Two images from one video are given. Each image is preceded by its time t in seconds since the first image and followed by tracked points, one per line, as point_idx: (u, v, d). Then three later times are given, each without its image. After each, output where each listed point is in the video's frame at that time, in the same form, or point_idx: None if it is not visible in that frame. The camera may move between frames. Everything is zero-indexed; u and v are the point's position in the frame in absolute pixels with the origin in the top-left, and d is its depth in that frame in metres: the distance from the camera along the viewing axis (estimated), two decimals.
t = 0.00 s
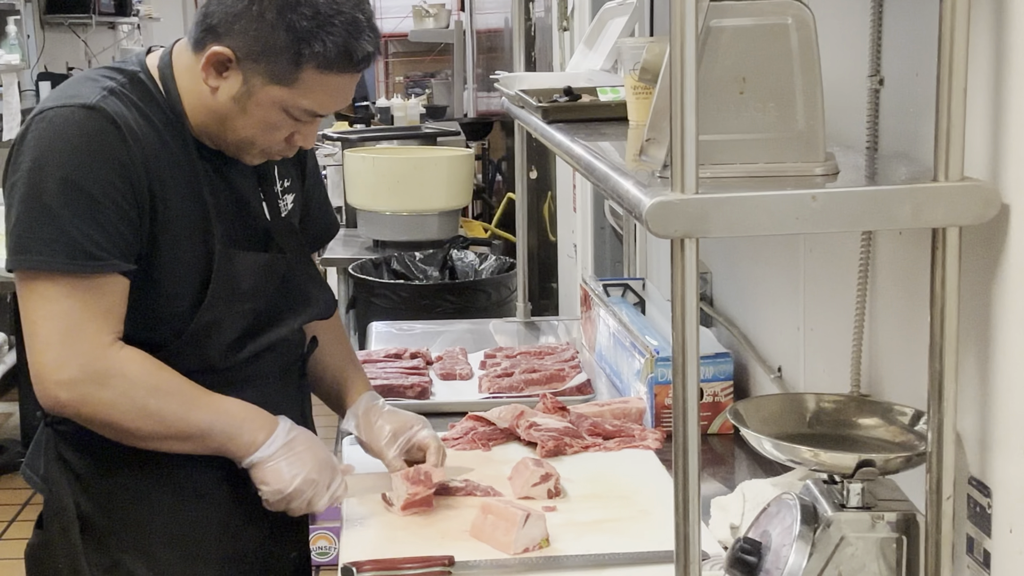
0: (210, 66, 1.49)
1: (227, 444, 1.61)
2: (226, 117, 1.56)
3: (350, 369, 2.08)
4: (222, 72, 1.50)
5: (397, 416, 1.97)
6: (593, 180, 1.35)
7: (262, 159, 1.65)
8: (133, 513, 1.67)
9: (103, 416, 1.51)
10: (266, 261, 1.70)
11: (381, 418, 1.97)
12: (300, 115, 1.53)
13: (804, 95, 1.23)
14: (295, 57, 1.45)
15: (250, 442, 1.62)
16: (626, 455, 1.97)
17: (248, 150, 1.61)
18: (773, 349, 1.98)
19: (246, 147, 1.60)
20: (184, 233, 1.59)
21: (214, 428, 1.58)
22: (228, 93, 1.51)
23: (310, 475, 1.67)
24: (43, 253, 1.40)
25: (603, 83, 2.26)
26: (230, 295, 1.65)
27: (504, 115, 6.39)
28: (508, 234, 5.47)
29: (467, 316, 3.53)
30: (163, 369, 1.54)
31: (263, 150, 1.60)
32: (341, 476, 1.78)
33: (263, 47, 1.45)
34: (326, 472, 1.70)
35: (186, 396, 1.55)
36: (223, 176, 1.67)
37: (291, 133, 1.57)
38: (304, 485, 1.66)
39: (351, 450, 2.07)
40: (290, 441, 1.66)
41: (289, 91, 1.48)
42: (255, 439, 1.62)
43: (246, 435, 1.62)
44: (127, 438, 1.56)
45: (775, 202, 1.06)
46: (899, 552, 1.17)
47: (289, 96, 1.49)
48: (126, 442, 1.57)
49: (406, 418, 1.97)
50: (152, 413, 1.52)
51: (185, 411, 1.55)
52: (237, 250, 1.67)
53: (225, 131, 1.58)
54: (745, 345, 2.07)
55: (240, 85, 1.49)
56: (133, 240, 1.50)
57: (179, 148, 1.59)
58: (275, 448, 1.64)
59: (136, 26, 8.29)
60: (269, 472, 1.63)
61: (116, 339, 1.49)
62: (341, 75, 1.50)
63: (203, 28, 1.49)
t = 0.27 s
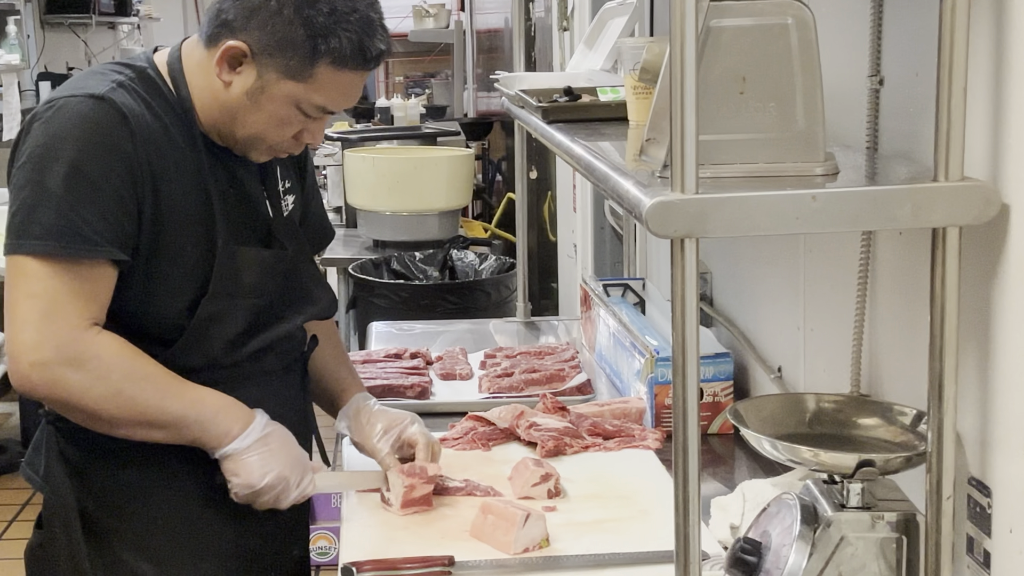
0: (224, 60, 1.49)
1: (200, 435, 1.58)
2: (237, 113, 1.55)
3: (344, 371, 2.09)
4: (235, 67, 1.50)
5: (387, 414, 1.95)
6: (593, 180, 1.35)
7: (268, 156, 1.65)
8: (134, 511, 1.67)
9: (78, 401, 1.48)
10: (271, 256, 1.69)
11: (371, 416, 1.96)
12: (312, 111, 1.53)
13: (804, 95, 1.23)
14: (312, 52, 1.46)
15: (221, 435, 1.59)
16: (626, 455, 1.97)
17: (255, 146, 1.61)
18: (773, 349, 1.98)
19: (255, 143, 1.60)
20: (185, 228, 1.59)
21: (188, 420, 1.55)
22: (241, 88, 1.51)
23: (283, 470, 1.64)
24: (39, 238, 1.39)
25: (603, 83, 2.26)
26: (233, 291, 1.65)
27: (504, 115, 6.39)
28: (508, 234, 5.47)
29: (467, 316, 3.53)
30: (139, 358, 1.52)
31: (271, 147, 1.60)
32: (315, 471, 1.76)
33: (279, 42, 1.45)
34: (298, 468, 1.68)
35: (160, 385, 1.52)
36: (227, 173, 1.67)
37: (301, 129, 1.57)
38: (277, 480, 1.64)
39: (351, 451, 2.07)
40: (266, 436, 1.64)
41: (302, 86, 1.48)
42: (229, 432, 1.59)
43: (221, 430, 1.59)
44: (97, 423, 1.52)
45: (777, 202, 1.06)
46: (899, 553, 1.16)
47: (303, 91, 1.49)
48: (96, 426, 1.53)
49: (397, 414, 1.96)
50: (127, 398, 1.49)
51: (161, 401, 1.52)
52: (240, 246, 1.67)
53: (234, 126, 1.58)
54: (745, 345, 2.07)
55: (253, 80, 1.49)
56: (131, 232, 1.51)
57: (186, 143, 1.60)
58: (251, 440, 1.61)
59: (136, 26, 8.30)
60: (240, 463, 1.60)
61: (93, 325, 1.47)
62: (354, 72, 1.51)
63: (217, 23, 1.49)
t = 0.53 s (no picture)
0: (222, 57, 1.50)
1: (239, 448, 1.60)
2: (236, 109, 1.56)
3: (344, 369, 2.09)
4: (233, 63, 1.50)
5: (388, 420, 1.96)
6: (593, 180, 1.35)
7: (266, 154, 1.66)
8: (133, 510, 1.67)
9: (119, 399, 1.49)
10: (270, 254, 1.69)
11: (371, 422, 1.97)
12: (310, 108, 1.53)
13: (804, 95, 1.23)
14: (310, 48, 1.47)
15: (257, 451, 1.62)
16: (626, 455, 1.97)
17: (253, 143, 1.61)
18: (773, 349, 1.98)
19: (252, 140, 1.60)
20: (197, 225, 1.60)
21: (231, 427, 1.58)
22: (239, 84, 1.51)
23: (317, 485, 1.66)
24: (68, 237, 1.41)
25: (602, 83, 2.26)
26: (230, 289, 1.65)
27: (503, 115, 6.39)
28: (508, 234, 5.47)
29: (467, 315, 3.53)
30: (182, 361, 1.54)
31: (269, 144, 1.60)
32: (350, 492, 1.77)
33: (278, 38, 1.46)
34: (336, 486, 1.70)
35: (209, 393, 1.56)
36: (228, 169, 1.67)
37: (298, 126, 1.57)
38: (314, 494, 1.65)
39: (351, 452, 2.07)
40: (298, 453, 1.67)
41: (301, 81, 1.49)
42: (265, 448, 1.63)
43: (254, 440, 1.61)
44: (143, 430, 1.54)
45: (776, 202, 1.06)
46: (899, 552, 1.16)
47: (300, 87, 1.50)
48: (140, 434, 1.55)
49: (398, 418, 1.97)
50: (178, 402, 1.52)
51: (207, 406, 1.55)
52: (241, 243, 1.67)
53: (233, 122, 1.58)
54: (745, 345, 2.07)
55: (251, 76, 1.50)
56: (150, 226, 1.51)
57: (193, 141, 1.60)
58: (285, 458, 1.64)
59: (136, 26, 8.30)
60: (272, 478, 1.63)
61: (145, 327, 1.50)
62: (351, 69, 1.52)
63: (216, 20, 1.49)
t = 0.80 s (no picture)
0: (215, 55, 1.50)
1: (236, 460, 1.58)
2: (229, 107, 1.55)
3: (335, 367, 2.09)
4: (226, 61, 1.50)
5: (384, 425, 1.96)
6: (593, 180, 1.35)
7: (260, 151, 1.66)
8: (132, 509, 1.67)
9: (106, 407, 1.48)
10: (262, 254, 1.69)
11: (366, 426, 1.97)
12: (304, 105, 1.53)
13: (804, 94, 1.23)
14: (303, 44, 1.47)
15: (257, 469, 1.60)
16: (626, 455, 1.97)
17: (247, 141, 1.61)
18: (773, 349, 1.98)
19: (248, 138, 1.60)
20: (185, 228, 1.60)
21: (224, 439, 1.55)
22: (233, 82, 1.51)
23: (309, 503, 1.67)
24: (57, 242, 1.40)
25: (602, 83, 2.26)
26: (222, 287, 1.65)
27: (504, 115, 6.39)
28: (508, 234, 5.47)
29: (467, 315, 3.53)
30: (174, 369, 1.51)
31: (264, 141, 1.60)
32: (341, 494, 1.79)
33: (271, 35, 1.46)
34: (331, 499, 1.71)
35: (199, 403, 1.52)
36: (220, 171, 1.67)
37: (292, 124, 1.57)
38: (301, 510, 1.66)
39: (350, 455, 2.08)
40: (305, 474, 1.65)
41: (294, 78, 1.49)
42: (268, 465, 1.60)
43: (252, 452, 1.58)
44: (137, 438, 1.53)
45: (776, 202, 1.06)
46: (899, 552, 1.16)
47: (294, 84, 1.49)
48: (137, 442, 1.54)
49: (393, 422, 1.98)
50: (166, 412, 1.49)
51: (196, 417, 1.52)
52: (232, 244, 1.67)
53: (227, 121, 1.58)
54: (745, 345, 2.07)
55: (245, 73, 1.50)
56: (138, 231, 1.51)
57: (180, 144, 1.60)
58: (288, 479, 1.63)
59: (136, 26, 8.30)
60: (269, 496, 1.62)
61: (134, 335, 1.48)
62: (344, 65, 1.52)
63: (209, 18, 1.50)
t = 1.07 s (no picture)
0: (212, 54, 1.50)
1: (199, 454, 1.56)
2: (227, 107, 1.55)
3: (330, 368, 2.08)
4: (224, 60, 1.50)
5: (369, 413, 1.96)
6: (593, 180, 1.35)
7: (258, 150, 1.66)
8: (132, 510, 1.67)
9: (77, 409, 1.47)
10: (258, 254, 1.69)
11: (353, 415, 1.97)
12: (302, 103, 1.53)
13: (804, 95, 1.23)
14: (301, 42, 1.47)
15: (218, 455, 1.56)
16: (626, 455, 1.97)
17: (245, 140, 1.61)
18: (773, 349, 1.98)
19: (245, 137, 1.60)
20: (177, 232, 1.60)
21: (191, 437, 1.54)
22: (231, 81, 1.51)
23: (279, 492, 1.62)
24: (32, 241, 1.39)
25: (603, 83, 2.26)
26: (218, 287, 1.65)
27: (503, 115, 6.39)
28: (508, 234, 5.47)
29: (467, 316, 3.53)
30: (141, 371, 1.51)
31: (262, 141, 1.60)
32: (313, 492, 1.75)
33: (269, 32, 1.46)
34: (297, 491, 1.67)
35: (165, 402, 1.51)
36: (215, 173, 1.67)
37: (290, 122, 1.57)
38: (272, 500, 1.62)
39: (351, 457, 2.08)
40: (267, 460, 1.62)
41: (292, 76, 1.49)
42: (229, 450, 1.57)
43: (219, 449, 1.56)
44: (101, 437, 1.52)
45: (775, 202, 1.06)
46: (899, 552, 1.16)
47: (291, 82, 1.50)
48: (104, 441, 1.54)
49: (382, 413, 1.97)
50: (142, 416, 1.49)
51: (162, 416, 1.50)
52: (228, 244, 1.66)
53: (224, 120, 1.58)
54: (745, 345, 2.07)
55: (243, 72, 1.50)
56: (124, 234, 1.51)
57: (174, 147, 1.60)
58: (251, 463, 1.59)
59: (136, 26, 8.31)
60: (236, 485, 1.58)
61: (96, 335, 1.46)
62: (342, 63, 1.52)
63: (206, 17, 1.50)
